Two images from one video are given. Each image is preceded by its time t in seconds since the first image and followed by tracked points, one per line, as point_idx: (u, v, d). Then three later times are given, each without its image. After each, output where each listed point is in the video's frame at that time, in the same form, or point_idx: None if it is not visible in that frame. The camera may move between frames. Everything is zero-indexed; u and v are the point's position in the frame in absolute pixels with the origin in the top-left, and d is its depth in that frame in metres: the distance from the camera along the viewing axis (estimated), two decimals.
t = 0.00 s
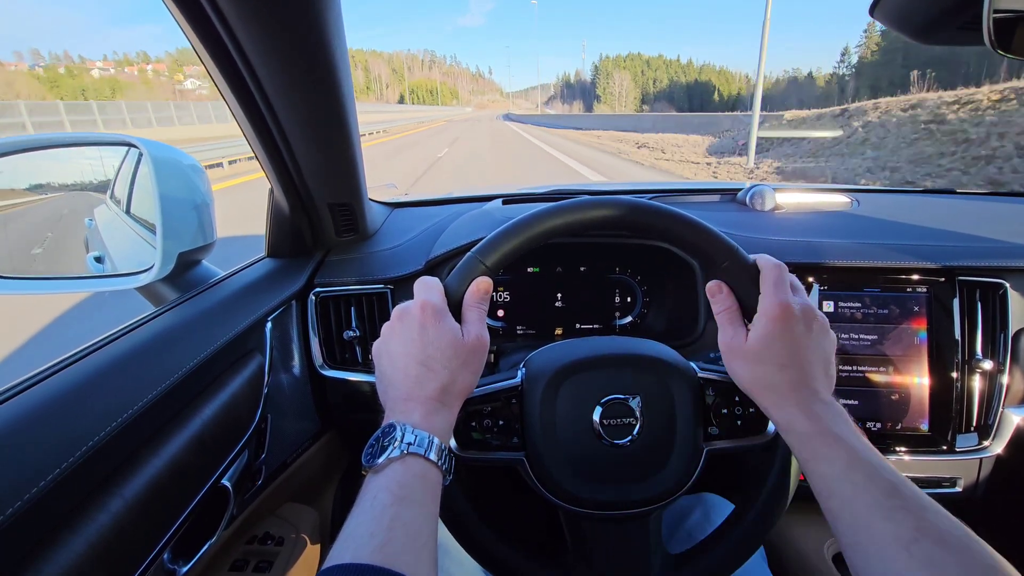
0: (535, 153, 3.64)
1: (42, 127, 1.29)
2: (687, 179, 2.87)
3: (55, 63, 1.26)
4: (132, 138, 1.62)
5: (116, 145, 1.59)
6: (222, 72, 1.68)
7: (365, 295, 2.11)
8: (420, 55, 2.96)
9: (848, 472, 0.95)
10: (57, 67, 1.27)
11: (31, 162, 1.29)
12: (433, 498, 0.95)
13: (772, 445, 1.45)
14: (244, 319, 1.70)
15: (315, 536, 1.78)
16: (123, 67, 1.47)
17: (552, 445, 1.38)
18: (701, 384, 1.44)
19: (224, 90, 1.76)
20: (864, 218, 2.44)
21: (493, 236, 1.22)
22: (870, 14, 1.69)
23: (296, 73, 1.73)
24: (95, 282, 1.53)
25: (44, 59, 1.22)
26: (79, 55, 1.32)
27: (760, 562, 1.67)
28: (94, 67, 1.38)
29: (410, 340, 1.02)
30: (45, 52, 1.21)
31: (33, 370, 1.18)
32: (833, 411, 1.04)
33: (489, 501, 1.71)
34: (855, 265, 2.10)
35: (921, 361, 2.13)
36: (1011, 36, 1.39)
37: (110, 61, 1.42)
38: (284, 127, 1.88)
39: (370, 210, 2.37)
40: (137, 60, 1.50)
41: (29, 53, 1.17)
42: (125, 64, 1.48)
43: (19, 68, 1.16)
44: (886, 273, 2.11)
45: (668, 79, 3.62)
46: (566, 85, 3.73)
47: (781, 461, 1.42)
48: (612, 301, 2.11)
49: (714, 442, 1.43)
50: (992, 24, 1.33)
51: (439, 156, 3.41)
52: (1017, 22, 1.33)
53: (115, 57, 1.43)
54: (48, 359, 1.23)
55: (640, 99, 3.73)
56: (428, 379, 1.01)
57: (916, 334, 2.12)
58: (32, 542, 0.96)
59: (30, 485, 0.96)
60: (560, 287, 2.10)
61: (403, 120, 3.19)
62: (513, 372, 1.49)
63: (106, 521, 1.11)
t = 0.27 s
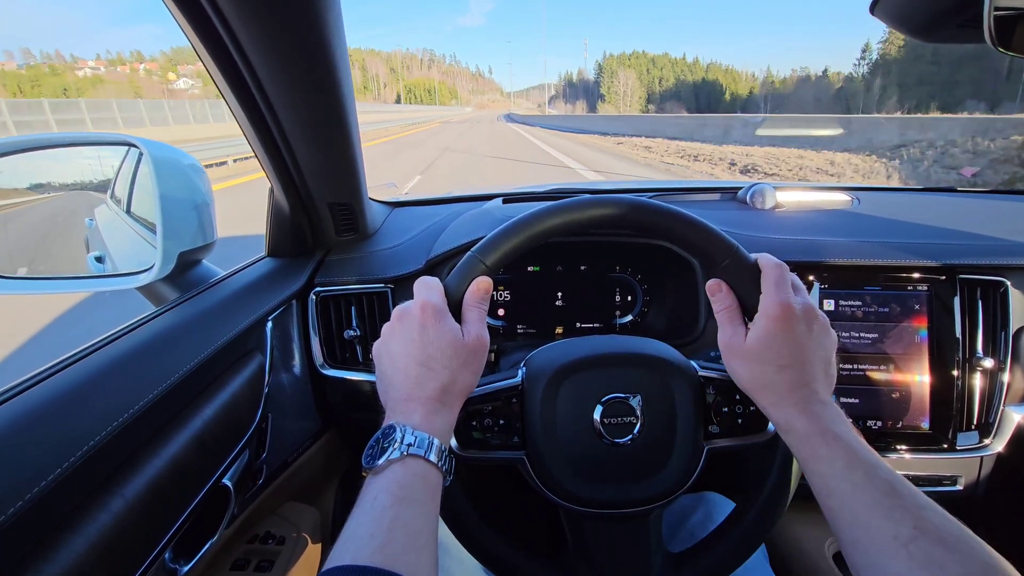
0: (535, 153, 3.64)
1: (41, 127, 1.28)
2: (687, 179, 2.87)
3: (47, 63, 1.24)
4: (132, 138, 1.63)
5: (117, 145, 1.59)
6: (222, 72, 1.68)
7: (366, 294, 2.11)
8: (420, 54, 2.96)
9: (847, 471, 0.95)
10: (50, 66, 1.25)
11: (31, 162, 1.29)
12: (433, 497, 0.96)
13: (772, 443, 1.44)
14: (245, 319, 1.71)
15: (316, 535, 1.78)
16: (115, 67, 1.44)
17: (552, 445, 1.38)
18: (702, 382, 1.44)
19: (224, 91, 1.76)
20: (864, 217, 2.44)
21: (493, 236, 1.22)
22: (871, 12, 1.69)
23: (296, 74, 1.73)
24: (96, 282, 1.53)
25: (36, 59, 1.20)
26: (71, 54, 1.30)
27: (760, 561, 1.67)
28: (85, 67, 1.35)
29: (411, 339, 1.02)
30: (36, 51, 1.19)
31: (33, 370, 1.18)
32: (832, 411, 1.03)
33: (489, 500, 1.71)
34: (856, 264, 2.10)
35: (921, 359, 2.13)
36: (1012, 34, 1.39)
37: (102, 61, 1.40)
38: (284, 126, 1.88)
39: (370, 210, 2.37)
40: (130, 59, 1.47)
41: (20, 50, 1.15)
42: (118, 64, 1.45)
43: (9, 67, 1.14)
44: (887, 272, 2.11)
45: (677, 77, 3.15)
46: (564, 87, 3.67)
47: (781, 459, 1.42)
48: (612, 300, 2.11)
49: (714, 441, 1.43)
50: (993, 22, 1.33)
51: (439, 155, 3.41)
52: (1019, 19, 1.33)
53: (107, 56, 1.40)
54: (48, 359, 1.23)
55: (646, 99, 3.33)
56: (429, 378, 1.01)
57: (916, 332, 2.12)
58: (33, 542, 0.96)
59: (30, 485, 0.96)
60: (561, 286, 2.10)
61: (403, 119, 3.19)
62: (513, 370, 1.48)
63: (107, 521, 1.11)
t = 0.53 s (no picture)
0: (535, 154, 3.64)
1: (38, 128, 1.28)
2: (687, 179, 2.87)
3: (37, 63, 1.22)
4: (132, 138, 1.63)
5: (116, 145, 1.60)
6: (222, 72, 1.68)
7: (366, 295, 2.11)
8: (419, 54, 2.96)
9: (851, 531, 0.89)
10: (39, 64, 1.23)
11: (30, 162, 1.30)
12: (433, 497, 0.95)
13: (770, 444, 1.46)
14: (245, 319, 1.71)
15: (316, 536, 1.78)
16: (109, 66, 1.43)
17: (552, 445, 1.38)
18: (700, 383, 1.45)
19: (223, 90, 1.76)
20: (864, 217, 2.44)
21: (493, 236, 1.22)
22: (870, 13, 1.69)
23: (295, 74, 1.73)
24: (96, 282, 1.53)
25: (24, 56, 1.18)
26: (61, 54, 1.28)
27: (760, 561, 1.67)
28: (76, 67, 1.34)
29: (410, 339, 1.02)
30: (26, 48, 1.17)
31: (33, 371, 1.18)
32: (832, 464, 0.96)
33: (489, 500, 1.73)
34: (856, 264, 2.10)
35: (921, 360, 2.13)
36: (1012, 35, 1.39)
37: (95, 60, 1.38)
38: (283, 126, 1.88)
39: (370, 210, 2.37)
40: (123, 58, 1.46)
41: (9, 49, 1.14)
42: (111, 62, 1.43)
43: None
44: (887, 272, 2.11)
45: (683, 76, 3.65)
46: (568, 86, 3.71)
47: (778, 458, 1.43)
48: (612, 301, 2.11)
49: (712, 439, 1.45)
50: (993, 22, 1.33)
51: (439, 156, 3.41)
52: (1018, 20, 1.33)
53: (100, 55, 1.39)
54: (48, 359, 1.23)
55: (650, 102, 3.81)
56: (428, 378, 1.01)
57: (916, 332, 2.12)
58: (32, 543, 0.95)
59: (30, 485, 0.96)
60: (560, 287, 2.10)
61: (403, 119, 3.19)
62: (513, 371, 1.48)
63: (107, 521, 1.11)
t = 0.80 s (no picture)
0: (536, 155, 3.64)
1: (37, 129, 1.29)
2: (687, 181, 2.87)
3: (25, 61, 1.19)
4: (133, 139, 1.63)
5: (116, 146, 1.59)
6: (222, 72, 1.68)
7: (366, 295, 2.11)
8: (418, 53, 2.96)
9: None
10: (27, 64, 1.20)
11: (31, 163, 1.31)
12: (433, 495, 0.95)
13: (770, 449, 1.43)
14: (244, 320, 1.71)
15: (315, 536, 1.78)
16: (101, 66, 1.42)
17: (552, 445, 1.38)
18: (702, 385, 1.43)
19: (224, 91, 1.76)
20: (864, 219, 2.44)
21: (493, 237, 1.22)
22: (869, 15, 1.69)
23: (296, 76, 1.73)
24: (97, 283, 1.53)
25: (15, 55, 1.15)
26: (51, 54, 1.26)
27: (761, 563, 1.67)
28: (64, 66, 1.31)
29: (411, 337, 1.02)
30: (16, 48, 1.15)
31: (34, 372, 1.19)
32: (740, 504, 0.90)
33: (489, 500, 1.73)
34: (856, 265, 2.10)
35: (921, 361, 2.12)
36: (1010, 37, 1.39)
37: (88, 59, 1.37)
38: (284, 128, 1.88)
39: (371, 211, 2.37)
40: (116, 58, 1.45)
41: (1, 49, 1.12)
42: (104, 62, 1.42)
43: None
44: (887, 274, 2.11)
45: (691, 75, 3.42)
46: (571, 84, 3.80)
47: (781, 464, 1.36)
48: (612, 302, 2.11)
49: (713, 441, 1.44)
50: (991, 25, 1.33)
51: (439, 157, 3.41)
52: (1017, 22, 1.33)
53: (91, 54, 1.38)
54: (48, 360, 1.23)
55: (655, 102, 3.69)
56: (429, 377, 1.01)
57: (917, 334, 2.12)
58: (32, 543, 0.95)
59: (30, 486, 0.96)
60: (560, 288, 2.10)
61: (403, 120, 3.19)
62: (513, 371, 1.48)
63: (107, 522, 1.11)
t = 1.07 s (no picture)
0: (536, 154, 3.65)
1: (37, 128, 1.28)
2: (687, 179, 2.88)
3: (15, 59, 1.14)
4: (132, 138, 1.64)
5: (117, 145, 1.60)
6: (222, 71, 1.68)
7: (366, 294, 2.11)
8: (418, 53, 2.96)
9: None
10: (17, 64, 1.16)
11: (24, 161, 1.29)
12: (433, 495, 0.96)
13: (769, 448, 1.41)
14: (245, 318, 1.71)
15: (316, 535, 1.79)
16: (94, 65, 1.36)
17: (552, 444, 1.38)
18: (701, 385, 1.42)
19: (223, 89, 1.76)
20: (865, 217, 2.44)
21: (493, 236, 1.22)
22: (871, 13, 1.69)
23: (295, 75, 1.73)
24: (97, 282, 1.53)
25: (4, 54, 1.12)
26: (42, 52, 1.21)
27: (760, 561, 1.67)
28: (57, 65, 1.26)
29: (411, 337, 1.02)
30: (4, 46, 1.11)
31: (34, 370, 1.18)
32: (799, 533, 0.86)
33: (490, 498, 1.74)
34: (856, 264, 2.10)
35: (921, 359, 2.12)
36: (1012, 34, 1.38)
37: (79, 58, 1.32)
38: (284, 126, 1.88)
39: (371, 210, 2.37)
40: (108, 57, 1.39)
41: None
42: (95, 62, 1.36)
43: None
44: (887, 272, 2.11)
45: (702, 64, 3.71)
46: (574, 85, 3.81)
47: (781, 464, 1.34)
48: (612, 301, 2.11)
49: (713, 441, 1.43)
50: (993, 22, 1.33)
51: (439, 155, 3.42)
52: (1018, 20, 1.33)
53: (82, 54, 1.32)
54: (48, 359, 1.23)
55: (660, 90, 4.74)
56: (429, 376, 1.01)
57: (917, 332, 2.12)
58: (32, 543, 0.95)
59: (30, 485, 0.96)
60: (560, 286, 2.10)
61: (403, 119, 3.19)
62: (513, 370, 1.48)
63: (107, 520, 1.11)
